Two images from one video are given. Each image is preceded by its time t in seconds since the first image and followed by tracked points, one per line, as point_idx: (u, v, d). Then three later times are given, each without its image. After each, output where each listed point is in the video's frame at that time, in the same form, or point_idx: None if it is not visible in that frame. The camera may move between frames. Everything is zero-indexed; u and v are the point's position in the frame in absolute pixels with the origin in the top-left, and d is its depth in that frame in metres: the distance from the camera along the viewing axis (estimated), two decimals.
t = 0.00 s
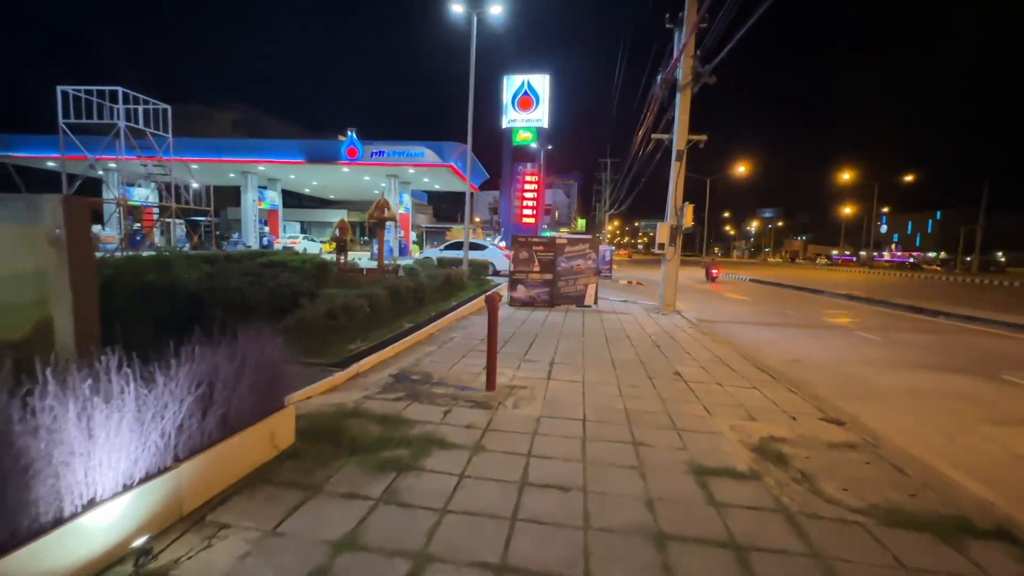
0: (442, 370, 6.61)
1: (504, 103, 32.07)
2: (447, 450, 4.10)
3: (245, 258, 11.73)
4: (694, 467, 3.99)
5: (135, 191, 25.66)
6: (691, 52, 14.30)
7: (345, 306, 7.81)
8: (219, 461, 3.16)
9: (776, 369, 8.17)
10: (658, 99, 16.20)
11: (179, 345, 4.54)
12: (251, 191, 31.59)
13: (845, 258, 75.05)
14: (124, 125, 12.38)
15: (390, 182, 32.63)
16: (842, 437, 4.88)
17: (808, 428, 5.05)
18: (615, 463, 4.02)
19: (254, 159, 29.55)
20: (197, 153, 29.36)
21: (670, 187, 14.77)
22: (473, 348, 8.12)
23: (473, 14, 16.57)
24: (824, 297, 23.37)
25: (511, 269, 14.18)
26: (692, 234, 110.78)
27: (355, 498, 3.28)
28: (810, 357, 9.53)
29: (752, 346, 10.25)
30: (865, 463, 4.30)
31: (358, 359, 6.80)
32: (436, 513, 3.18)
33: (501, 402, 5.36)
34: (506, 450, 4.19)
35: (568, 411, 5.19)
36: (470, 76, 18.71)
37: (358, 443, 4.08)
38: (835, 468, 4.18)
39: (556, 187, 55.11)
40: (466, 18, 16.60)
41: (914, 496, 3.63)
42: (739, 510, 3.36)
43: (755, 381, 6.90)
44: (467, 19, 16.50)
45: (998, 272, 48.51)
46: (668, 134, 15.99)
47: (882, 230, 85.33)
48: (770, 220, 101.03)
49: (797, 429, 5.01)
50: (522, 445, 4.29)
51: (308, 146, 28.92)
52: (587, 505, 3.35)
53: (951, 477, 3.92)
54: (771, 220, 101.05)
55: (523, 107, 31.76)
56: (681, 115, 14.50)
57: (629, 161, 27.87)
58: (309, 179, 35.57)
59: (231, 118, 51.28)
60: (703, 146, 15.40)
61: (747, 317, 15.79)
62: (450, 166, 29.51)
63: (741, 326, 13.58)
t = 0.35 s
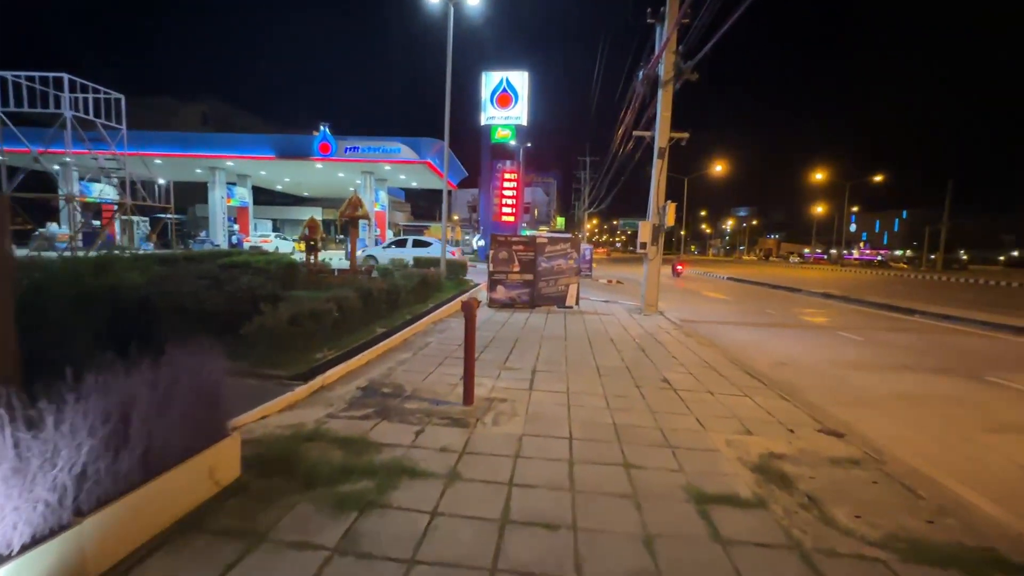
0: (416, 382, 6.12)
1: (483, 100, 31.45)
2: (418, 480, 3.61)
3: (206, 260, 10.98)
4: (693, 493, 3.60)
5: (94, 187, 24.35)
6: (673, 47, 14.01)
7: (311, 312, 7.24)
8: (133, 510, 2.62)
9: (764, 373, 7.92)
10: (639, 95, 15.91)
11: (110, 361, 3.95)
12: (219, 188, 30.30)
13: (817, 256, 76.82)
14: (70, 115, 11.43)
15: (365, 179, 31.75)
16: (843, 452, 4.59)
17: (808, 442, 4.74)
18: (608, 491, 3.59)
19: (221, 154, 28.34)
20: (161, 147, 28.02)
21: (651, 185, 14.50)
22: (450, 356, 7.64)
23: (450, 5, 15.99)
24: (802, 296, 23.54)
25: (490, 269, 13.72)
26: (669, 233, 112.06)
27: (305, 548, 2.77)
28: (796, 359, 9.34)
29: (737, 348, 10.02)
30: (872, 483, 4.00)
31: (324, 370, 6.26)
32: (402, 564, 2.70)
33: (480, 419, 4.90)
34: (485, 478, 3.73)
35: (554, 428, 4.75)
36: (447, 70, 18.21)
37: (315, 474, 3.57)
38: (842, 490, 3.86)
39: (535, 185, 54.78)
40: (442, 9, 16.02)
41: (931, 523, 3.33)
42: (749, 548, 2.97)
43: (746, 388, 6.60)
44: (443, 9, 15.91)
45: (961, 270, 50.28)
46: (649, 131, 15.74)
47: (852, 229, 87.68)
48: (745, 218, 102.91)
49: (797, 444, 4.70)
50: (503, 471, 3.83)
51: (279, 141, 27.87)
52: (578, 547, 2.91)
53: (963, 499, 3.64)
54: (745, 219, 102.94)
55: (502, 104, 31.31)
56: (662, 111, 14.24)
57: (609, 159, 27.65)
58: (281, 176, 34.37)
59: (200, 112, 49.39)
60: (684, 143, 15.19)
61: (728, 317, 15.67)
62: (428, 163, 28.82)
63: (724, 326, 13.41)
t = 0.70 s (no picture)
0: (384, 385, 5.58)
1: (460, 91, 30.66)
2: (381, 504, 3.10)
3: (159, 252, 10.16)
4: (694, 511, 3.19)
5: (45, 176, 22.86)
6: (654, 34, 13.64)
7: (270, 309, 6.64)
8: None
9: (752, 369, 7.64)
10: (620, 84, 15.53)
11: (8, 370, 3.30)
12: (182, 178, 28.95)
13: (790, 249, 78.44)
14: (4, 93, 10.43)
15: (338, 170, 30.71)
16: (848, 456, 4.26)
17: (809, 446, 4.40)
18: (599, 511, 3.14)
19: (184, 143, 26.95)
20: (119, 134, 26.51)
21: (633, 176, 14.15)
22: (423, 354, 7.12)
23: None
24: (779, 288, 23.66)
25: (468, 261, 13.19)
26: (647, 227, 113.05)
27: None
28: (782, 353, 9.11)
29: (721, 341, 9.78)
30: (883, 491, 3.67)
31: (282, 372, 5.68)
32: None
33: (455, 426, 4.43)
34: (458, 499, 3.24)
35: (536, 434, 4.31)
36: (421, 55, 17.52)
37: (255, 502, 3.02)
38: (853, 501, 3.52)
39: (513, 178, 54.28)
40: None
41: (955, 540, 3.02)
42: None
43: (736, 385, 6.27)
44: None
45: (926, 263, 51.95)
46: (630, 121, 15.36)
47: (822, 223, 89.87)
48: (720, 213, 104.69)
49: (797, 447, 4.37)
50: (479, 489, 3.37)
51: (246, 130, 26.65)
52: None
53: (988, 512, 3.34)
54: (721, 213, 104.72)
55: (479, 95, 30.62)
56: (644, 100, 13.87)
57: (588, 151, 27.30)
58: (249, 166, 33.00)
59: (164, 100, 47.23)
60: (665, 133, 14.87)
61: (708, 310, 15.50)
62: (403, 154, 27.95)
63: (706, 319, 13.20)
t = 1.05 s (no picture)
0: (345, 403, 5.00)
1: (436, 83, 29.82)
2: (329, 563, 2.57)
3: (101, 252, 9.29)
4: (700, 560, 2.74)
5: None
6: (634, 25, 13.22)
7: (217, 316, 5.99)
8: None
9: (740, 373, 7.33)
10: (599, 76, 15.11)
11: None
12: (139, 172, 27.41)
13: (762, 245, 79.95)
14: None
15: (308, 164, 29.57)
16: (855, 477, 3.91)
17: (813, 466, 4.04)
18: (588, 562, 2.68)
19: (141, 134, 25.46)
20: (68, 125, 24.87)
21: (612, 172, 13.77)
22: (391, 364, 6.56)
23: None
24: (756, 285, 23.71)
25: (442, 260, 12.63)
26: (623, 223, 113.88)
27: None
28: (767, 355, 8.84)
29: (705, 342, 9.48)
30: (902, 521, 3.30)
31: (229, 390, 5.05)
32: None
33: (423, 452, 3.91)
34: (423, 554, 2.70)
35: (515, 461, 3.82)
36: (392, 45, 16.75)
37: (169, 574, 2.43)
38: (870, 535, 3.15)
39: (489, 174, 53.65)
40: None
41: None
42: None
43: (726, 393, 5.91)
44: None
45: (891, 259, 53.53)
46: (609, 115, 14.96)
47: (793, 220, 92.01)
48: (694, 209, 106.15)
49: (800, 468, 3.99)
50: (449, 537, 2.86)
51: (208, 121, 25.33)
52: None
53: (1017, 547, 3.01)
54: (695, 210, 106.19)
55: (455, 89, 29.76)
56: (623, 94, 13.47)
57: (565, 147, 26.91)
58: (213, 159, 31.53)
59: (122, 91, 44.92)
60: (645, 128, 14.52)
61: (688, 308, 15.31)
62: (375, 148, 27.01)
63: (687, 319, 12.93)
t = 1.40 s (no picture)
0: (294, 420, 4.42)
1: (403, 73, 28.45)
2: None
3: (24, 249, 8.32)
4: None
5: None
6: (608, 12, 12.78)
7: (150, 321, 5.33)
8: None
9: (720, 371, 7.07)
10: (572, 65, 14.66)
11: None
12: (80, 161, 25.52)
13: (728, 239, 81.79)
14: None
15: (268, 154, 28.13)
16: (857, 491, 3.61)
17: (811, 479, 3.73)
18: None
19: (81, 120, 23.62)
20: None
21: (586, 164, 13.40)
22: (352, 371, 5.98)
23: None
24: (726, 279, 23.92)
25: (410, 255, 12.04)
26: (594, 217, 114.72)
27: None
28: (745, 351, 8.64)
29: (683, 339, 9.25)
30: (914, 544, 3.00)
31: (161, 408, 4.42)
32: None
33: (383, 480, 3.40)
34: None
35: (489, 487, 3.35)
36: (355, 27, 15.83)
37: None
38: (882, 564, 2.83)
39: (460, 166, 52.70)
40: None
41: None
42: None
43: (710, 396, 5.60)
44: None
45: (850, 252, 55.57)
46: (582, 105, 14.54)
47: (757, 214, 94.48)
48: (662, 203, 107.71)
49: (799, 483, 3.68)
50: None
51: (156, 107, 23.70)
52: None
53: None
54: (663, 204, 107.76)
55: (424, 79, 28.57)
56: (597, 83, 13.09)
57: (537, 139, 26.44)
58: (164, 148, 29.68)
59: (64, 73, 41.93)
60: (619, 120, 14.19)
61: (661, 303, 15.16)
62: (339, 137, 25.86)
63: (662, 314, 12.74)
